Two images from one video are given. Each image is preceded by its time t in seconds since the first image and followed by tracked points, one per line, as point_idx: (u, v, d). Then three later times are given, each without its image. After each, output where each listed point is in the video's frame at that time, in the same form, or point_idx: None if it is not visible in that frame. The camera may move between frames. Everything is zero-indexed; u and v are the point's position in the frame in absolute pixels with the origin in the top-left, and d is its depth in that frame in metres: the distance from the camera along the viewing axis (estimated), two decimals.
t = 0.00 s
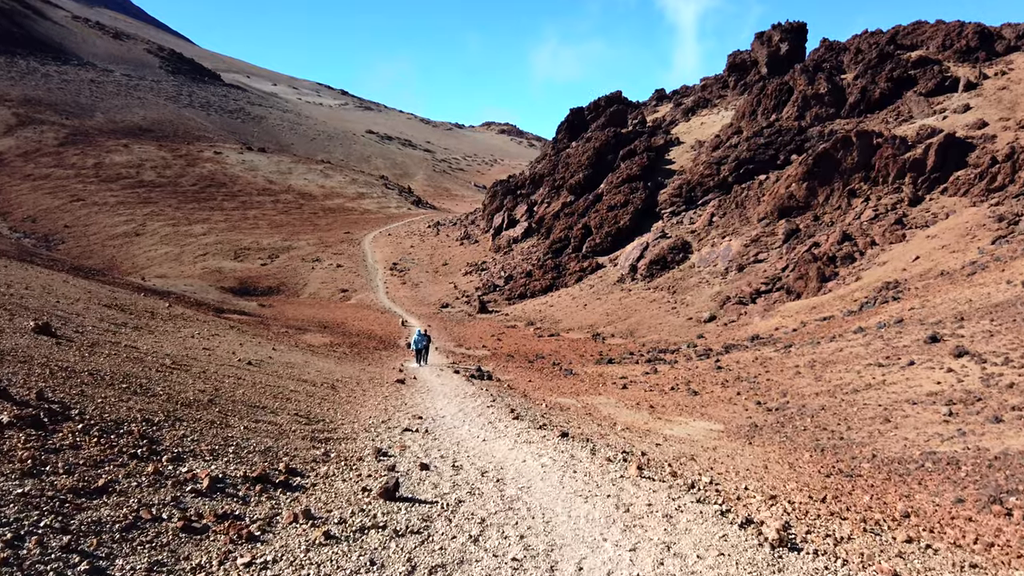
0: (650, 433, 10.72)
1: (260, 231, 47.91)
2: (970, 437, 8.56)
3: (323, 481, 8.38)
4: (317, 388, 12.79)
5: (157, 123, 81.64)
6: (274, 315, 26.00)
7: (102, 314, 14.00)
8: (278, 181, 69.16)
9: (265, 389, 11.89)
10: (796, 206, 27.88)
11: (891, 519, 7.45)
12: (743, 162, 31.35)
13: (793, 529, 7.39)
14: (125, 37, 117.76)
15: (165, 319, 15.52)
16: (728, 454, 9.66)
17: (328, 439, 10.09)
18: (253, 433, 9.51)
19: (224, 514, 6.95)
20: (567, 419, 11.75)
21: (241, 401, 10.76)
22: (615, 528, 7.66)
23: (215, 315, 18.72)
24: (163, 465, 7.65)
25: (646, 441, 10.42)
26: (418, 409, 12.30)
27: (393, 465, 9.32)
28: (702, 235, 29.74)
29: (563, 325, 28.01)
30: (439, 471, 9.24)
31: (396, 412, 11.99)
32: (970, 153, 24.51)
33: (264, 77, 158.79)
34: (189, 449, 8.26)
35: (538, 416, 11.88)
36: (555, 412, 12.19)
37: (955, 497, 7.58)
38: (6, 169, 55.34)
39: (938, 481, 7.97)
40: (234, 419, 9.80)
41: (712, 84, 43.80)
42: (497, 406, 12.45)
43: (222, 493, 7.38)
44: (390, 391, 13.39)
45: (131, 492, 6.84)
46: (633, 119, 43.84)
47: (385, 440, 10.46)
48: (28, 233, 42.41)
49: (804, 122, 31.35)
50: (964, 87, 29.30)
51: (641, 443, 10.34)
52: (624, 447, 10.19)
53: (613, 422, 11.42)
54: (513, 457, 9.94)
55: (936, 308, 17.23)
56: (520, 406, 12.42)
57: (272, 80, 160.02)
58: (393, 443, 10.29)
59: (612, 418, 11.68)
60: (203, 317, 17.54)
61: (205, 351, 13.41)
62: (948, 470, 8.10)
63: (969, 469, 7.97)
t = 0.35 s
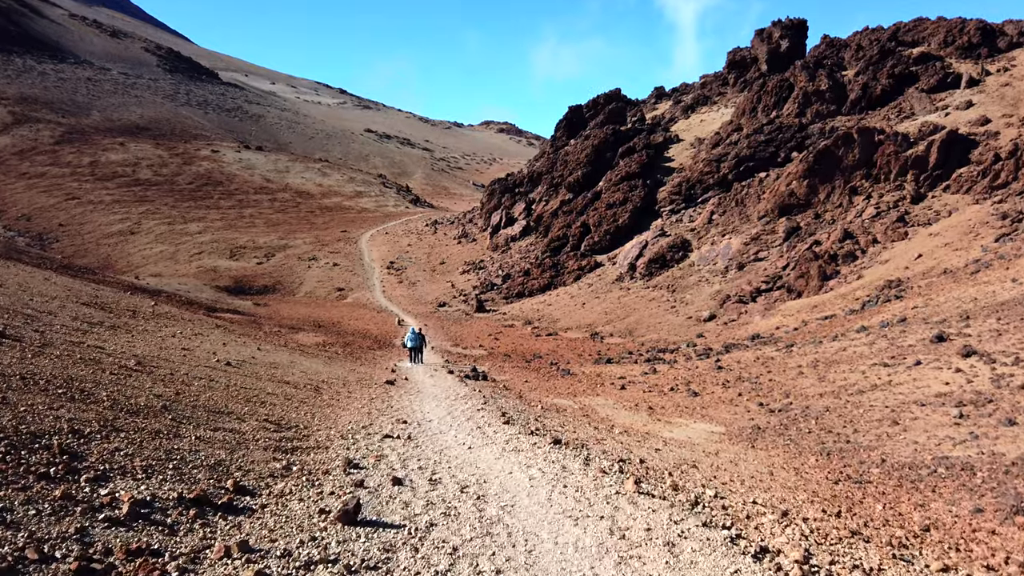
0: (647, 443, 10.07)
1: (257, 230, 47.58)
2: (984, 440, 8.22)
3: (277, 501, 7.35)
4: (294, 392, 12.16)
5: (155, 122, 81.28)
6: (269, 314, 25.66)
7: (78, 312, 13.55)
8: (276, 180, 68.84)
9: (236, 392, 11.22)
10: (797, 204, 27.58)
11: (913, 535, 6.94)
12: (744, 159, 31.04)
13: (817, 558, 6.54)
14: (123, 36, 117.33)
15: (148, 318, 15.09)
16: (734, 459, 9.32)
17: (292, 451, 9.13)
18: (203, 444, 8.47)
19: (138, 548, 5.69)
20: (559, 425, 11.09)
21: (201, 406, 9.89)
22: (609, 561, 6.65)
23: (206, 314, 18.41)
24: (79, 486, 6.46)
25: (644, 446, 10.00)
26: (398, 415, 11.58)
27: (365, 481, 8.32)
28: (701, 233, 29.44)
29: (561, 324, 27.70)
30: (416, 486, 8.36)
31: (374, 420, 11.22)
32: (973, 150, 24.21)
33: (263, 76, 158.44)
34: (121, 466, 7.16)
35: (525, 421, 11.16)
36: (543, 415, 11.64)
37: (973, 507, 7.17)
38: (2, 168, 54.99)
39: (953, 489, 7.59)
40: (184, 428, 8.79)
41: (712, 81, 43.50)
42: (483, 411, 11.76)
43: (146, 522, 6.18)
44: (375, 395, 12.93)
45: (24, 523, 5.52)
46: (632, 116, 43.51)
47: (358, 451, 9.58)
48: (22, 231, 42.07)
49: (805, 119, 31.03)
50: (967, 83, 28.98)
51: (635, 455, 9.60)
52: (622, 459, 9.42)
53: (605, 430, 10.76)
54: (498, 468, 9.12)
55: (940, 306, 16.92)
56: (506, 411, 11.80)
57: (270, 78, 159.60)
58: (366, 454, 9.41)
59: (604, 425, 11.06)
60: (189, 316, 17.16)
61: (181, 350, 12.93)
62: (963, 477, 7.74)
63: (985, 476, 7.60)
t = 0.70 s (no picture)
0: (646, 450, 9.54)
1: (255, 227, 47.29)
2: (1002, 443, 7.89)
3: (224, 522, 6.33)
4: (277, 392, 11.63)
5: (154, 119, 80.99)
6: (266, 312, 25.38)
7: (57, 306, 13.11)
8: (275, 177, 68.55)
9: (212, 391, 10.56)
10: (800, 200, 27.27)
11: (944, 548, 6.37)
12: (746, 155, 30.70)
13: None
14: (122, 32, 116.96)
15: (132, 314, 14.71)
16: (742, 462, 8.99)
17: (252, 462, 8.17)
18: (145, 452, 7.46)
19: None
20: (554, 431, 10.44)
21: (163, 408, 9.05)
22: None
23: (198, 312, 18.08)
24: None
25: (645, 448, 9.66)
26: (382, 420, 10.86)
27: (332, 497, 7.43)
28: (703, 230, 29.13)
29: (562, 322, 27.42)
30: (394, 503, 7.50)
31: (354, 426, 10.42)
32: (979, 146, 23.88)
33: (263, 73, 158.02)
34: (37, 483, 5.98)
35: (516, 426, 10.44)
36: (540, 416, 11.24)
37: (999, 515, 6.72)
38: None
39: (976, 495, 7.18)
40: (132, 434, 7.85)
41: (714, 78, 43.14)
42: (474, 415, 11.05)
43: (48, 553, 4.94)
44: (366, 395, 12.52)
45: None
46: (633, 112, 43.16)
47: (332, 461, 8.72)
48: (19, 228, 41.78)
49: (808, 115, 30.68)
50: (972, 79, 28.65)
51: (634, 466, 8.86)
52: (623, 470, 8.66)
53: (603, 437, 10.11)
54: (484, 480, 8.34)
55: (947, 303, 16.62)
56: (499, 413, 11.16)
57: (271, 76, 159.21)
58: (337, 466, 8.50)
59: (601, 431, 10.45)
60: (177, 312, 16.76)
61: (162, 347, 12.44)
62: (984, 482, 7.36)
63: (1007, 481, 7.24)
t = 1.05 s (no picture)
0: (645, 461, 8.98)
1: (254, 225, 47.00)
2: None
3: (153, 560, 5.38)
4: (258, 394, 11.14)
5: (154, 117, 80.69)
6: (263, 311, 25.04)
7: (38, 304, 12.72)
8: (275, 175, 68.25)
9: (184, 395, 9.97)
10: (804, 198, 26.91)
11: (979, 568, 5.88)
12: (749, 153, 30.34)
13: None
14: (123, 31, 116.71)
15: (116, 312, 14.30)
16: (753, 469, 8.63)
17: (206, 480, 7.29)
18: (75, 471, 6.51)
19: None
20: (547, 439, 9.78)
21: (117, 414, 8.29)
22: None
23: (191, 310, 17.73)
24: None
25: (647, 454, 9.27)
26: (365, 429, 10.19)
27: (294, 526, 6.50)
28: (706, 229, 28.79)
29: (562, 321, 27.09)
30: (367, 529, 6.68)
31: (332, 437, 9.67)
32: (986, 143, 23.53)
33: (264, 72, 157.68)
34: None
35: (508, 434, 9.75)
36: (538, 420, 10.83)
37: None
38: None
39: (1005, 506, 6.76)
40: (68, 448, 6.92)
41: (716, 75, 42.79)
42: (463, 422, 10.37)
43: None
44: (355, 397, 12.09)
45: None
46: (635, 110, 42.80)
47: (302, 476, 7.93)
48: (17, 226, 41.49)
49: (812, 112, 30.31)
50: (978, 75, 28.29)
51: (634, 480, 8.14)
52: (623, 487, 7.90)
53: (601, 447, 9.46)
54: (471, 499, 7.57)
55: (956, 303, 16.28)
56: (490, 418, 10.49)
57: (272, 75, 158.96)
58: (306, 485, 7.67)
59: (599, 440, 9.84)
60: (166, 311, 16.36)
61: (140, 347, 11.95)
62: (1013, 490, 6.95)
63: None
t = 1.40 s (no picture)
0: (654, 472, 8.47)
1: (258, 224, 46.78)
2: None
3: None
4: (246, 398, 10.74)
5: (159, 116, 80.58)
6: (265, 309, 24.74)
7: (23, 302, 12.45)
8: (279, 174, 68.05)
9: (159, 399, 9.50)
10: (813, 196, 26.52)
11: None
12: (757, 151, 29.95)
13: None
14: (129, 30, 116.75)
15: (106, 311, 14.01)
16: (770, 477, 8.28)
17: (152, 503, 6.55)
18: None
19: None
20: (548, 449, 9.20)
21: (67, 422, 7.69)
22: None
23: (189, 309, 17.48)
24: None
25: (656, 460, 8.90)
26: (355, 435, 9.67)
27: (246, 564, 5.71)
28: (713, 228, 28.43)
29: (568, 320, 26.78)
30: (337, 563, 5.92)
31: (313, 446, 9.07)
32: (999, 140, 23.11)
33: (269, 71, 157.63)
34: None
35: (507, 444, 9.16)
36: (545, 423, 10.52)
37: None
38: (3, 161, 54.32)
39: None
40: None
41: (723, 73, 42.38)
42: (461, 430, 9.81)
43: None
44: (349, 399, 11.72)
45: None
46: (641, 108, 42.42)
47: (274, 495, 7.30)
48: (20, 225, 41.34)
49: (821, 109, 29.89)
50: (990, 72, 27.86)
51: (640, 498, 7.49)
52: (637, 510, 7.20)
53: (605, 458, 8.89)
54: (463, 521, 6.90)
55: (971, 302, 15.91)
56: (490, 425, 9.95)
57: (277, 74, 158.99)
58: (274, 506, 6.98)
59: (602, 449, 9.32)
60: (159, 309, 16.07)
61: (123, 347, 11.59)
62: None
63: None
